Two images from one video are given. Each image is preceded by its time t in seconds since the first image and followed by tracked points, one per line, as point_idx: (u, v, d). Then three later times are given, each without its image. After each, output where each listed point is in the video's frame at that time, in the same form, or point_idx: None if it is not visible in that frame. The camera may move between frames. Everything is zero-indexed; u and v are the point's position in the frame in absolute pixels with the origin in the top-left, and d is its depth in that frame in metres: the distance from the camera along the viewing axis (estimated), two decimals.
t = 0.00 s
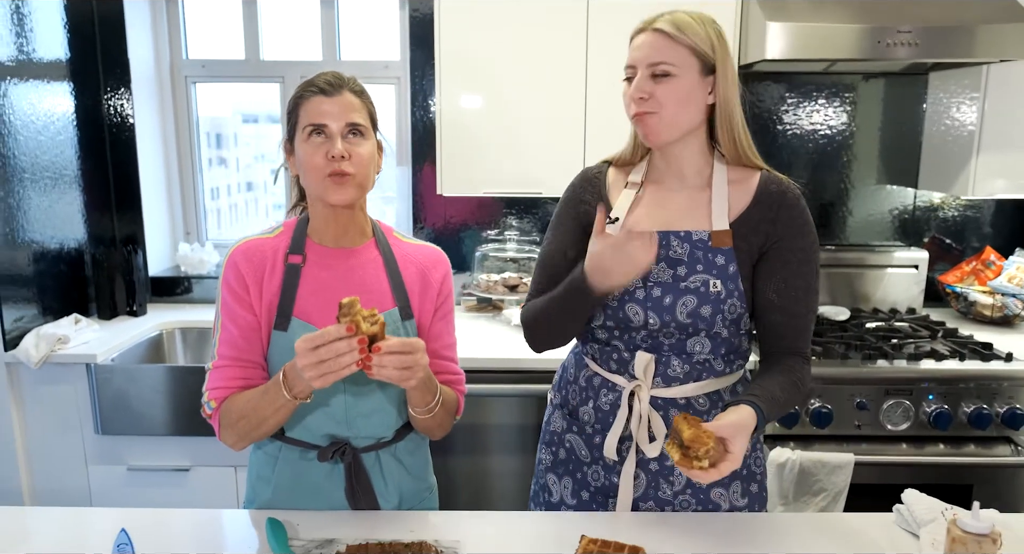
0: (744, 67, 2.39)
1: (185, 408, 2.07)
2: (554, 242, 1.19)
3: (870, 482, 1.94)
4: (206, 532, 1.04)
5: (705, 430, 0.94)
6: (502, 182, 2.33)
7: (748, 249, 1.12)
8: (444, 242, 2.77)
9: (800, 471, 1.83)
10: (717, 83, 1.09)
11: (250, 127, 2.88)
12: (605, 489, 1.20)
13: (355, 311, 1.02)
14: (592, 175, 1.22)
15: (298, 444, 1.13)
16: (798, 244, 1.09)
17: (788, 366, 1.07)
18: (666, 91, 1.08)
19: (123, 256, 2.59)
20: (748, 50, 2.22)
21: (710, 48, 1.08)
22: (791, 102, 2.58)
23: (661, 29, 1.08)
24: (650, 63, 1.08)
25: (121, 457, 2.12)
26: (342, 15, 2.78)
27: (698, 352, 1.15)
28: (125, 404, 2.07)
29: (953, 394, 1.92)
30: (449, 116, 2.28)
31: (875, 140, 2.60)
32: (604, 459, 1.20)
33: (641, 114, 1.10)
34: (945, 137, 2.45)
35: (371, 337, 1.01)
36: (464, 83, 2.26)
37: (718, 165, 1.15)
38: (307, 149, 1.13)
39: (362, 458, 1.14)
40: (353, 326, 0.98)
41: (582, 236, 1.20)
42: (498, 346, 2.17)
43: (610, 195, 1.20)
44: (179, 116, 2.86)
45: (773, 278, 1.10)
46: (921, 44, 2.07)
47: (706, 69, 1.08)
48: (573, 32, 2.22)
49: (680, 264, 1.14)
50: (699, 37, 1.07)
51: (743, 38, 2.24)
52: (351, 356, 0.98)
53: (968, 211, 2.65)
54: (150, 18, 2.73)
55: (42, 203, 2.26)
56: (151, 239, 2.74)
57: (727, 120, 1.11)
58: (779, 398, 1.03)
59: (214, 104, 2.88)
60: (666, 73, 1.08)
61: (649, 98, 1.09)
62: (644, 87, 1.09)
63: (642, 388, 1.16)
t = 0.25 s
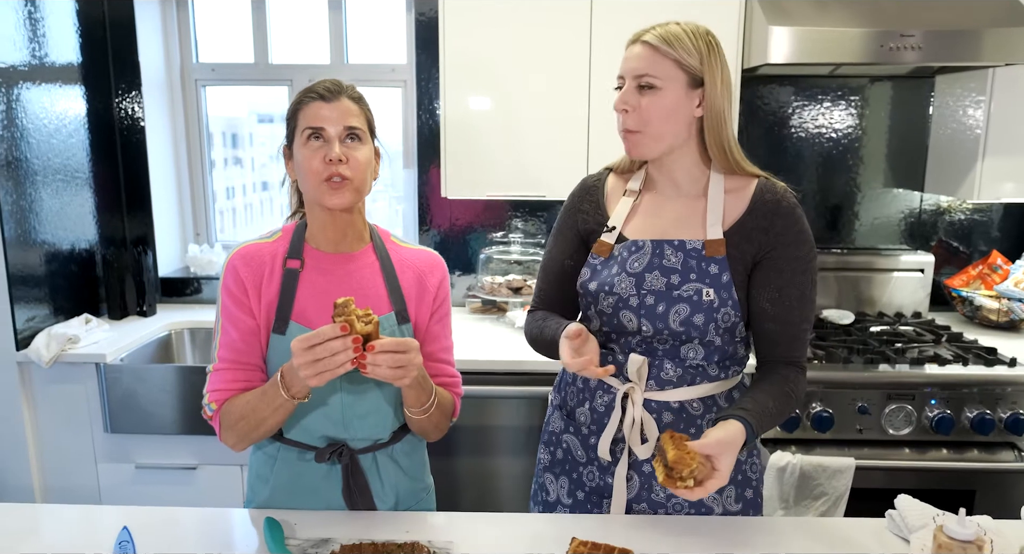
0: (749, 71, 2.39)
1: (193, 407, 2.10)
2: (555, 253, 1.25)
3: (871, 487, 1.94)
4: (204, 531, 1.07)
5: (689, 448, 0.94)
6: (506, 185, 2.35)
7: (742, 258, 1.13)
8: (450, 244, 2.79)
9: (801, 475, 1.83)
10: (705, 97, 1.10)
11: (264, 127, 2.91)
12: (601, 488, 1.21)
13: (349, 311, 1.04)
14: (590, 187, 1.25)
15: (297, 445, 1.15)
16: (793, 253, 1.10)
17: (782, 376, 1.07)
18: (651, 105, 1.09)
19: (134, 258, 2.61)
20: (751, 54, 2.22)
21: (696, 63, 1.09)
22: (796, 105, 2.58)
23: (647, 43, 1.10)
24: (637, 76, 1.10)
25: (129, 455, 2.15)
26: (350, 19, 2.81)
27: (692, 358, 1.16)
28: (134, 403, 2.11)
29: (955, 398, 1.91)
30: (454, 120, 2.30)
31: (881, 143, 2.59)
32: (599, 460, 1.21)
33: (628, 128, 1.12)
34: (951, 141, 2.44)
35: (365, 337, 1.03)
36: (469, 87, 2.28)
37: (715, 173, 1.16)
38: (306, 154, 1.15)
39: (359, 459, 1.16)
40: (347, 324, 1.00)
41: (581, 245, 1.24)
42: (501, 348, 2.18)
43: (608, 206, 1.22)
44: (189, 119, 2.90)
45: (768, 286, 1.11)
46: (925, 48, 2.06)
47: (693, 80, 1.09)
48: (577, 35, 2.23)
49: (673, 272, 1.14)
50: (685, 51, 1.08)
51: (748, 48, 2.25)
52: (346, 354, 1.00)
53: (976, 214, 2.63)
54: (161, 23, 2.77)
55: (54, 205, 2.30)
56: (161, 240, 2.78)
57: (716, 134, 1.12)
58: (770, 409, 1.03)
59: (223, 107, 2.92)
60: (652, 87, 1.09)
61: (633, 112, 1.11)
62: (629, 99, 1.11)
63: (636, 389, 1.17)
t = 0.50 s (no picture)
0: (760, 74, 2.39)
1: (207, 406, 2.14)
2: (560, 257, 1.27)
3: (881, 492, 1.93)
4: (212, 529, 1.09)
5: (684, 457, 0.96)
6: (516, 187, 2.36)
7: (743, 265, 1.14)
8: (462, 245, 2.81)
9: (809, 479, 1.82)
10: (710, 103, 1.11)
11: (283, 128, 2.95)
12: (604, 492, 1.23)
13: (351, 320, 1.07)
14: (595, 193, 1.27)
15: (304, 444, 1.17)
16: (795, 260, 1.10)
17: (783, 383, 1.09)
18: (656, 114, 1.10)
19: (151, 258, 2.64)
20: (762, 58, 2.22)
21: (700, 69, 1.09)
22: (808, 108, 2.57)
23: (650, 51, 1.11)
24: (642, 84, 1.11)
25: (145, 453, 2.19)
26: (364, 23, 2.83)
27: (694, 364, 1.17)
28: (150, 401, 2.15)
29: (966, 404, 1.90)
30: (465, 123, 2.32)
31: (894, 146, 2.58)
32: (603, 464, 1.23)
33: (632, 133, 1.13)
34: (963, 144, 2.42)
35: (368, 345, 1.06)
36: (480, 91, 2.29)
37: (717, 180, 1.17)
38: (340, 159, 1.15)
39: (365, 458, 1.18)
40: (348, 334, 1.04)
41: (585, 250, 1.25)
42: (511, 349, 2.20)
43: (610, 213, 1.24)
44: (205, 121, 2.94)
45: (770, 293, 1.11)
46: (938, 51, 2.05)
47: (697, 88, 1.11)
48: (588, 39, 2.24)
49: (675, 279, 1.16)
50: (688, 57, 1.09)
51: (756, 46, 2.24)
52: (347, 362, 1.03)
53: (992, 218, 2.61)
54: (178, 27, 2.81)
55: (75, 207, 2.35)
56: (178, 241, 2.82)
57: (722, 141, 1.14)
58: (769, 418, 1.04)
59: (239, 110, 2.96)
60: (656, 94, 1.10)
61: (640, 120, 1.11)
62: (634, 107, 1.12)
63: (639, 397, 1.18)
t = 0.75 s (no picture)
0: (773, 77, 2.38)
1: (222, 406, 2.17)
2: (567, 263, 1.27)
3: (893, 498, 1.91)
4: (225, 529, 1.11)
5: (690, 471, 0.96)
6: (529, 190, 2.37)
7: (751, 273, 1.14)
8: (476, 247, 2.82)
9: (820, 484, 1.81)
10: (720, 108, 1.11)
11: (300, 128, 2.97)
12: (612, 500, 1.23)
13: (363, 324, 1.09)
14: (601, 200, 1.27)
15: (315, 447, 1.19)
16: (803, 269, 1.10)
17: (792, 393, 1.09)
18: (666, 121, 1.11)
19: (168, 260, 2.67)
20: (775, 61, 2.21)
21: (710, 75, 1.10)
22: (823, 111, 2.56)
23: (659, 59, 1.11)
24: (651, 93, 1.11)
25: (161, 452, 2.22)
26: (379, 26, 2.85)
27: (703, 373, 1.17)
28: (166, 401, 2.18)
29: (980, 410, 1.88)
30: (477, 126, 2.33)
31: (911, 149, 2.56)
32: (610, 472, 1.23)
33: (643, 144, 1.14)
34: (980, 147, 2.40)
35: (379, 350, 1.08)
36: (492, 95, 2.31)
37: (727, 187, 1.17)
38: (381, 175, 1.16)
39: (375, 461, 1.20)
40: (360, 339, 1.05)
41: (592, 257, 1.26)
42: (522, 352, 2.21)
43: (618, 219, 1.25)
44: (222, 124, 2.98)
45: (779, 301, 1.12)
46: (954, 54, 2.03)
47: (706, 93, 1.11)
48: (600, 42, 2.24)
49: (684, 288, 1.16)
50: (697, 65, 1.09)
51: (772, 49, 2.23)
52: (359, 367, 1.05)
53: (1010, 222, 2.58)
54: (196, 31, 2.85)
55: (95, 210, 2.39)
56: (195, 243, 2.86)
57: (730, 148, 1.13)
58: (778, 427, 1.05)
59: (256, 113, 2.99)
60: (666, 102, 1.11)
61: (650, 130, 1.12)
62: (643, 117, 1.12)
63: (648, 404, 1.18)
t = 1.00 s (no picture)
0: (780, 78, 2.37)
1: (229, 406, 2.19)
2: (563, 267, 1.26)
3: (898, 502, 1.90)
4: (227, 528, 1.13)
5: (687, 485, 0.97)
6: (534, 192, 2.37)
7: (750, 278, 1.14)
8: (482, 248, 2.83)
9: (823, 488, 1.81)
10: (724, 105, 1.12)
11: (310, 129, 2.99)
12: (610, 506, 1.24)
13: (361, 327, 1.10)
14: (597, 205, 1.26)
15: (317, 448, 1.20)
16: (801, 273, 1.10)
17: (792, 398, 1.09)
18: (685, 123, 1.10)
19: (177, 259, 2.66)
20: (781, 63, 2.21)
21: (716, 74, 1.10)
22: (830, 112, 2.55)
23: (670, 61, 1.09)
24: (664, 96, 1.09)
25: (169, 450, 2.25)
26: (387, 28, 2.87)
27: (703, 378, 1.18)
28: (173, 400, 2.20)
29: (987, 414, 1.87)
30: (483, 128, 2.34)
31: (919, 151, 2.54)
32: (608, 478, 1.23)
33: (661, 147, 1.11)
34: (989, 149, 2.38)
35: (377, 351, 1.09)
36: (498, 96, 2.31)
37: (723, 191, 1.18)
38: (386, 183, 1.18)
39: (376, 462, 1.21)
40: (359, 341, 1.06)
41: (590, 263, 1.25)
42: (526, 353, 2.22)
43: (615, 223, 1.24)
44: (232, 126, 3.00)
45: (777, 306, 1.12)
46: (962, 55, 2.02)
47: (714, 92, 1.11)
48: (607, 44, 2.25)
49: (683, 294, 1.16)
50: (705, 63, 1.09)
51: (778, 49, 2.22)
52: (358, 368, 1.06)
53: (1020, 224, 2.56)
54: (206, 33, 2.87)
55: (105, 210, 2.42)
56: (204, 244, 2.89)
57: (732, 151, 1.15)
58: (777, 433, 1.05)
59: (264, 115, 3.01)
60: (682, 105, 1.09)
61: (672, 132, 1.10)
62: (662, 121, 1.10)
63: (648, 410, 1.19)
